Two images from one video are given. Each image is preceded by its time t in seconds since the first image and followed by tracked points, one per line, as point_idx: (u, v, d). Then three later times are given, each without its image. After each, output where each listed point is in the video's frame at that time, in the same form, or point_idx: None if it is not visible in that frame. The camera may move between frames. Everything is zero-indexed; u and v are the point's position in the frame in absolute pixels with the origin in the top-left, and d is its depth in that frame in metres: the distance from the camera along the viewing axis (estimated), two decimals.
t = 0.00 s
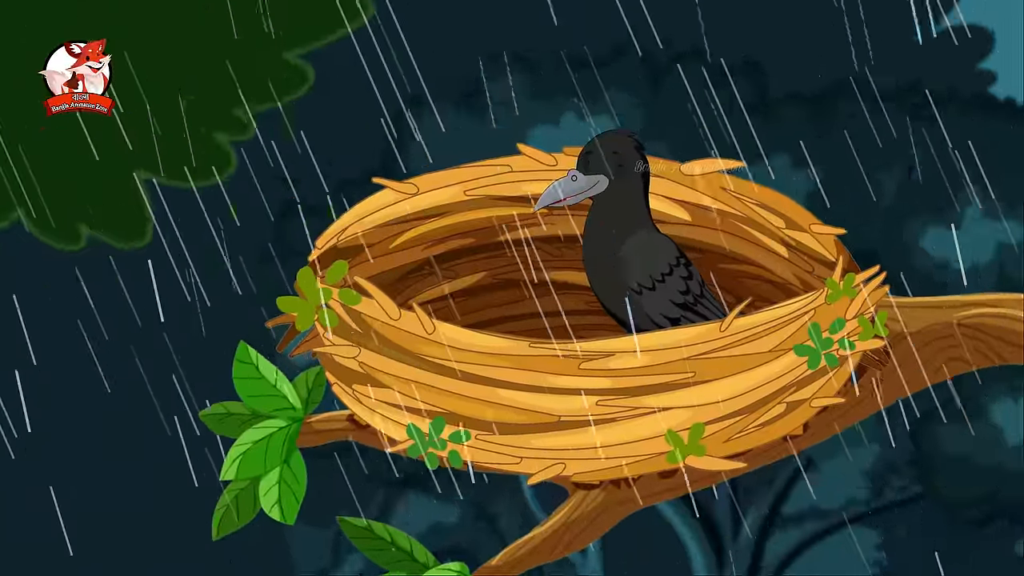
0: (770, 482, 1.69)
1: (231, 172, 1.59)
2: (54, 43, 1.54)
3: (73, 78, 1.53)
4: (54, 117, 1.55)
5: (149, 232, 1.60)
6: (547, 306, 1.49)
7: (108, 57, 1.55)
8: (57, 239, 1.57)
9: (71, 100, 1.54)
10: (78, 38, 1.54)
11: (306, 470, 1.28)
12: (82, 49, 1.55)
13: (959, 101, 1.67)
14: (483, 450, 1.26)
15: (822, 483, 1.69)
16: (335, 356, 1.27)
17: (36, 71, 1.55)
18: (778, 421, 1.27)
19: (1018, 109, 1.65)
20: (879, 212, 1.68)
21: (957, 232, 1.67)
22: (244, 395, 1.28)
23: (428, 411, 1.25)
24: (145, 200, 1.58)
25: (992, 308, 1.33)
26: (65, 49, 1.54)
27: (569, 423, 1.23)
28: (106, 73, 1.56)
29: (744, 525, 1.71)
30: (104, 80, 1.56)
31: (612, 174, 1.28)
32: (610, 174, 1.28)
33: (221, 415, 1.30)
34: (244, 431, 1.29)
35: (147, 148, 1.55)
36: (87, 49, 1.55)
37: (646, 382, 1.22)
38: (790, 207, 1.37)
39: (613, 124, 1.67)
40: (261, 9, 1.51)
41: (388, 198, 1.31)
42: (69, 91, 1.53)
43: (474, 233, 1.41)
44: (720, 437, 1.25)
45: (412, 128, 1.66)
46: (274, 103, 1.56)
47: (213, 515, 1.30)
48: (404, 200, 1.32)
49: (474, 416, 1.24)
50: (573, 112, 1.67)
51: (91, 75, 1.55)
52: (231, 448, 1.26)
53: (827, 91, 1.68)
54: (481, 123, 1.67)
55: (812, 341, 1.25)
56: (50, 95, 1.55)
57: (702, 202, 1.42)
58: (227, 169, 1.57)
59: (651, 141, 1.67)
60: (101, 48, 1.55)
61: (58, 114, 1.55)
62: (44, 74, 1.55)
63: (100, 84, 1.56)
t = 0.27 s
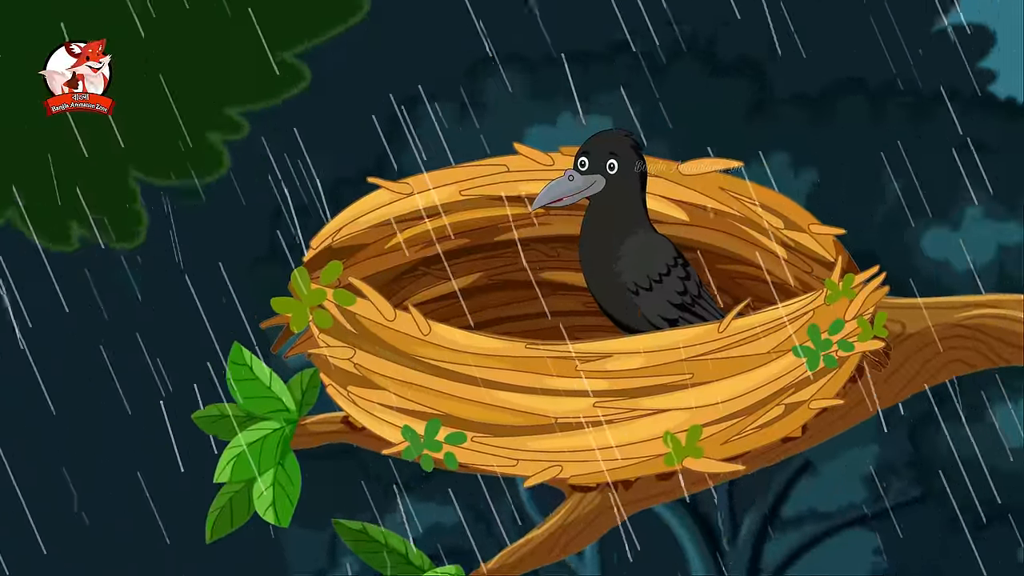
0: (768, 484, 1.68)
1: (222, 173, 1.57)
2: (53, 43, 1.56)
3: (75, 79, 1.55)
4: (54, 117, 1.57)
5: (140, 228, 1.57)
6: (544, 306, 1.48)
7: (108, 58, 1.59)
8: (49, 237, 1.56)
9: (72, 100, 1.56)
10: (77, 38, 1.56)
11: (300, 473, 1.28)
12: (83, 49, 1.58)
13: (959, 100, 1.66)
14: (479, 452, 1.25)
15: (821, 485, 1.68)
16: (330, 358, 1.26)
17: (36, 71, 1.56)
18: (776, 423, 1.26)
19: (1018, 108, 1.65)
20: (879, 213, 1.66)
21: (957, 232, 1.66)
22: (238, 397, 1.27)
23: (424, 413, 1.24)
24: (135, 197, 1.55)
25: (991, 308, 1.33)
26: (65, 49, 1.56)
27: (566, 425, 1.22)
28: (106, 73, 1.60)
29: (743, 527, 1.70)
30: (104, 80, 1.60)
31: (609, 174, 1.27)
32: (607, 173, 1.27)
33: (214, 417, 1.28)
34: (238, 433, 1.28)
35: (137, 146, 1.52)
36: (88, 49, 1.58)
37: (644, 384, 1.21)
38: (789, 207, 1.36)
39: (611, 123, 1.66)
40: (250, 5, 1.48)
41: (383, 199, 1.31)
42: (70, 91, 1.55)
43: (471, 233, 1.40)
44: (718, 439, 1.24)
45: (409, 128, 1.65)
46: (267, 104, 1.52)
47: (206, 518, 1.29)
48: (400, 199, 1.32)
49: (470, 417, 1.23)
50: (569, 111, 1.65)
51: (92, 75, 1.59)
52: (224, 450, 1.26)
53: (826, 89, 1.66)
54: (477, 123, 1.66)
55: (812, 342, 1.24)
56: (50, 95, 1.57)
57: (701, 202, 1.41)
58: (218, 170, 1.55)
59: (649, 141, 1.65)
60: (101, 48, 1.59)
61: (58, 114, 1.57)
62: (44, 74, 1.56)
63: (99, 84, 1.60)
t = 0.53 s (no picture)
0: (766, 486, 1.67)
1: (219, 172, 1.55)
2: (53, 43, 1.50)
3: (74, 79, 1.50)
4: (54, 118, 1.53)
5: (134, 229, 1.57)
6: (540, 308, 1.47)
7: (109, 57, 1.54)
8: (42, 238, 1.55)
9: (72, 101, 1.51)
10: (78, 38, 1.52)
11: (295, 474, 1.26)
12: (83, 49, 1.53)
13: (959, 99, 1.65)
14: (474, 454, 1.23)
15: (820, 488, 1.67)
16: (324, 359, 1.25)
17: (36, 71, 1.51)
18: (775, 425, 1.25)
19: (1018, 107, 1.65)
20: (878, 213, 1.64)
21: (957, 233, 1.64)
22: (232, 399, 1.26)
23: (419, 415, 1.23)
24: (129, 197, 1.56)
25: (992, 309, 1.31)
26: (65, 49, 1.51)
27: (563, 427, 1.20)
28: (106, 73, 1.54)
29: (741, 529, 1.69)
30: (105, 80, 1.54)
31: (607, 174, 1.25)
32: (604, 173, 1.26)
33: (208, 419, 1.28)
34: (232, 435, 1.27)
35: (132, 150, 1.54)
36: (88, 49, 1.53)
37: (642, 385, 1.19)
38: (788, 207, 1.35)
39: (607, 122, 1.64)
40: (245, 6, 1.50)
41: (378, 198, 1.30)
42: (69, 91, 1.50)
43: (466, 233, 1.39)
44: (716, 441, 1.23)
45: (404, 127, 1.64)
46: (260, 103, 1.56)
47: (200, 520, 1.28)
48: (395, 199, 1.30)
49: (466, 419, 1.22)
50: (566, 110, 1.64)
51: (92, 76, 1.53)
52: (218, 452, 1.24)
53: (824, 89, 1.65)
54: (473, 122, 1.65)
55: (810, 343, 1.23)
56: (50, 95, 1.52)
57: (699, 202, 1.40)
58: (213, 169, 1.53)
59: (646, 141, 1.64)
60: (102, 49, 1.54)
61: (58, 115, 1.52)
62: (44, 74, 1.51)
63: (100, 85, 1.54)
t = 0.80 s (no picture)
0: (764, 488, 1.66)
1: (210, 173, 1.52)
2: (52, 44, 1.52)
3: (74, 79, 1.57)
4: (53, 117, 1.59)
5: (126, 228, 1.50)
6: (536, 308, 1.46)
7: (108, 58, 1.57)
8: (33, 236, 1.51)
9: (72, 100, 1.59)
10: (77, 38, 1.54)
11: (289, 477, 1.25)
12: (82, 49, 1.55)
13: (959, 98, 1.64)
14: (470, 456, 1.22)
15: (818, 490, 1.66)
16: (318, 361, 1.24)
17: (36, 72, 1.55)
18: (773, 427, 1.24)
19: (1020, 106, 1.63)
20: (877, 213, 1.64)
21: (958, 233, 1.64)
22: (226, 401, 1.25)
23: (414, 417, 1.22)
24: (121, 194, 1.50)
25: (991, 309, 1.30)
26: (65, 50, 1.54)
27: (559, 429, 1.19)
28: (105, 73, 1.58)
29: (739, 531, 1.69)
30: (104, 79, 1.58)
31: (604, 174, 1.24)
32: (601, 173, 1.24)
33: (202, 421, 1.26)
34: (226, 437, 1.26)
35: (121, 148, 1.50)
36: (87, 49, 1.56)
37: (639, 387, 1.18)
38: (787, 208, 1.33)
39: (604, 122, 1.63)
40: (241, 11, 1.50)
41: (373, 198, 1.28)
42: (69, 91, 1.58)
43: (461, 234, 1.38)
44: (714, 443, 1.22)
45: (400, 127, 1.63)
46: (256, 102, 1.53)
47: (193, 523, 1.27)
48: (389, 199, 1.29)
49: (461, 421, 1.20)
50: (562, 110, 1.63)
51: (91, 75, 1.57)
52: (212, 455, 1.23)
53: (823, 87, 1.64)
54: (468, 121, 1.63)
55: (808, 345, 1.22)
56: (50, 95, 1.58)
57: (696, 202, 1.39)
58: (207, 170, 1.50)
59: (643, 139, 1.63)
60: (101, 49, 1.57)
61: (56, 114, 1.59)
62: (44, 74, 1.56)
63: (99, 85, 1.58)
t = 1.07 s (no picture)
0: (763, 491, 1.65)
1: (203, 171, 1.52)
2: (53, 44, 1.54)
3: (74, 78, 1.54)
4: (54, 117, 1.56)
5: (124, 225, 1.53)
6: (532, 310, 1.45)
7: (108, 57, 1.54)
8: (26, 237, 1.52)
9: (72, 100, 1.54)
10: (77, 38, 1.54)
11: (283, 480, 1.24)
12: (82, 49, 1.55)
13: (959, 97, 1.63)
14: (466, 458, 1.21)
15: (818, 493, 1.64)
16: (313, 362, 1.23)
17: (36, 71, 1.55)
18: (772, 429, 1.23)
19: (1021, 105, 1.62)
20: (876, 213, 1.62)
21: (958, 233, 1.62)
22: (219, 402, 1.24)
23: (410, 419, 1.21)
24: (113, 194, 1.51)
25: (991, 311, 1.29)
26: (66, 49, 1.55)
27: (556, 431, 1.18)
28: (105, 73, 1.55)
29: (738, 534, 1.67)
30: (104, 79, 1.55)
31: (601, 173, 1.23)
32: (598, 172, 1.23)
33: (195, 423, 1.25)
34: (219, 440, 1.25)
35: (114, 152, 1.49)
36: (87, 49, 1.55)
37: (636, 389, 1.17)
38: (786, 208, 1.32)
39: (602, 122, 1.62)
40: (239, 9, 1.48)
41: (367, 198, 1.27)
42: (69, 91, 1.53)
43: (457, 233, 1.37)
44: (712, 446, 1.21)
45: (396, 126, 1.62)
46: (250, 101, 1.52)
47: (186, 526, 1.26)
48: (383, 199, 1.28)
49: (457, 423, 1.19)
50: (560, 109, 1.62)
51: (91, 75, 1.55)
52: (205, 457, 1.23)
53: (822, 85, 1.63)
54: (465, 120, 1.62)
55: (807, 346, 1.21)
56: (50, 95, 1.56)
57: (694, 202, 1.38)
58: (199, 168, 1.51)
59: (641, 138, 1.62)
60: (101, 49, 1.55)
61: (58, 114, 1.56)
62: (44, 74, 1.55)
63: (99, 84, 1.55)
